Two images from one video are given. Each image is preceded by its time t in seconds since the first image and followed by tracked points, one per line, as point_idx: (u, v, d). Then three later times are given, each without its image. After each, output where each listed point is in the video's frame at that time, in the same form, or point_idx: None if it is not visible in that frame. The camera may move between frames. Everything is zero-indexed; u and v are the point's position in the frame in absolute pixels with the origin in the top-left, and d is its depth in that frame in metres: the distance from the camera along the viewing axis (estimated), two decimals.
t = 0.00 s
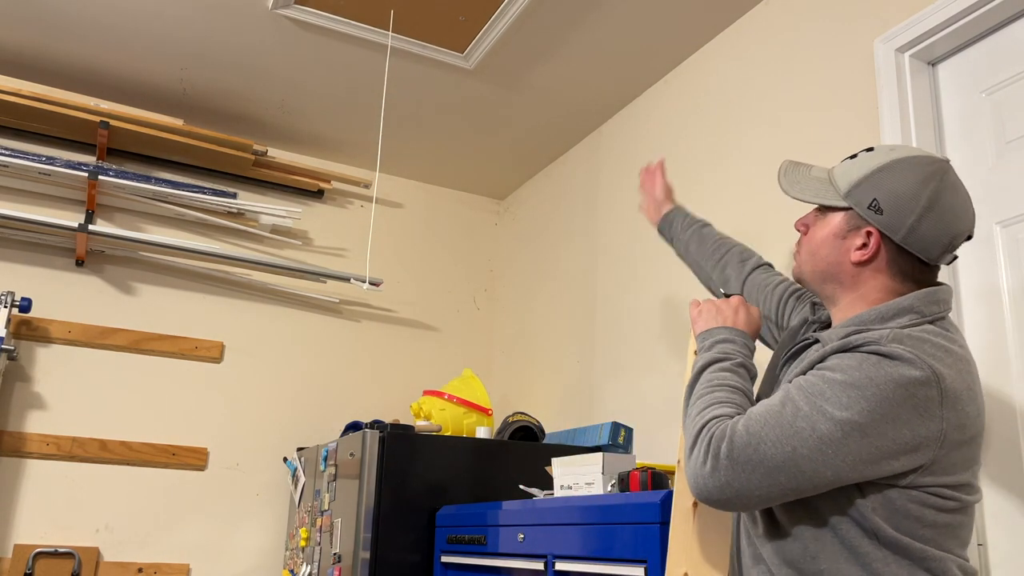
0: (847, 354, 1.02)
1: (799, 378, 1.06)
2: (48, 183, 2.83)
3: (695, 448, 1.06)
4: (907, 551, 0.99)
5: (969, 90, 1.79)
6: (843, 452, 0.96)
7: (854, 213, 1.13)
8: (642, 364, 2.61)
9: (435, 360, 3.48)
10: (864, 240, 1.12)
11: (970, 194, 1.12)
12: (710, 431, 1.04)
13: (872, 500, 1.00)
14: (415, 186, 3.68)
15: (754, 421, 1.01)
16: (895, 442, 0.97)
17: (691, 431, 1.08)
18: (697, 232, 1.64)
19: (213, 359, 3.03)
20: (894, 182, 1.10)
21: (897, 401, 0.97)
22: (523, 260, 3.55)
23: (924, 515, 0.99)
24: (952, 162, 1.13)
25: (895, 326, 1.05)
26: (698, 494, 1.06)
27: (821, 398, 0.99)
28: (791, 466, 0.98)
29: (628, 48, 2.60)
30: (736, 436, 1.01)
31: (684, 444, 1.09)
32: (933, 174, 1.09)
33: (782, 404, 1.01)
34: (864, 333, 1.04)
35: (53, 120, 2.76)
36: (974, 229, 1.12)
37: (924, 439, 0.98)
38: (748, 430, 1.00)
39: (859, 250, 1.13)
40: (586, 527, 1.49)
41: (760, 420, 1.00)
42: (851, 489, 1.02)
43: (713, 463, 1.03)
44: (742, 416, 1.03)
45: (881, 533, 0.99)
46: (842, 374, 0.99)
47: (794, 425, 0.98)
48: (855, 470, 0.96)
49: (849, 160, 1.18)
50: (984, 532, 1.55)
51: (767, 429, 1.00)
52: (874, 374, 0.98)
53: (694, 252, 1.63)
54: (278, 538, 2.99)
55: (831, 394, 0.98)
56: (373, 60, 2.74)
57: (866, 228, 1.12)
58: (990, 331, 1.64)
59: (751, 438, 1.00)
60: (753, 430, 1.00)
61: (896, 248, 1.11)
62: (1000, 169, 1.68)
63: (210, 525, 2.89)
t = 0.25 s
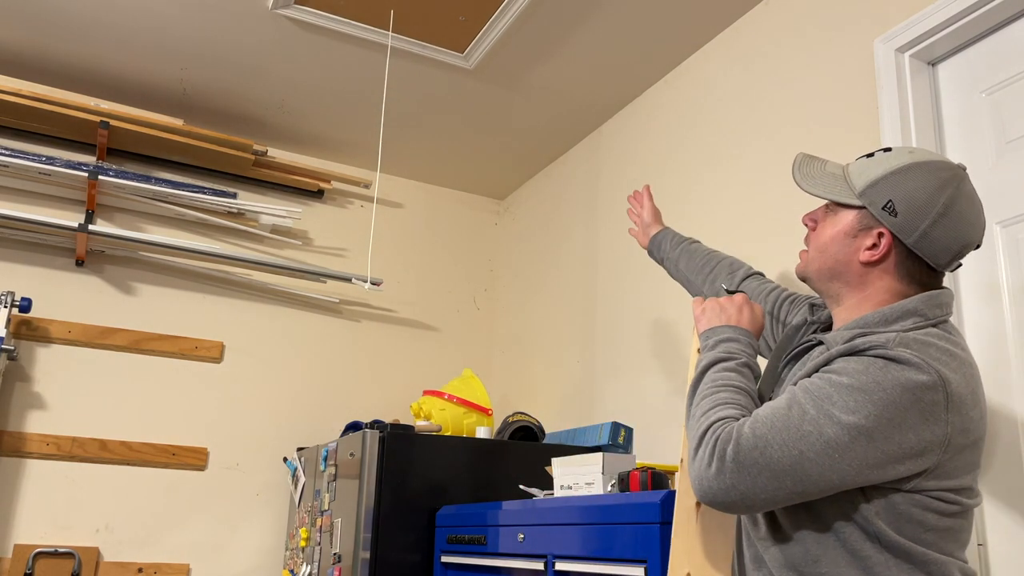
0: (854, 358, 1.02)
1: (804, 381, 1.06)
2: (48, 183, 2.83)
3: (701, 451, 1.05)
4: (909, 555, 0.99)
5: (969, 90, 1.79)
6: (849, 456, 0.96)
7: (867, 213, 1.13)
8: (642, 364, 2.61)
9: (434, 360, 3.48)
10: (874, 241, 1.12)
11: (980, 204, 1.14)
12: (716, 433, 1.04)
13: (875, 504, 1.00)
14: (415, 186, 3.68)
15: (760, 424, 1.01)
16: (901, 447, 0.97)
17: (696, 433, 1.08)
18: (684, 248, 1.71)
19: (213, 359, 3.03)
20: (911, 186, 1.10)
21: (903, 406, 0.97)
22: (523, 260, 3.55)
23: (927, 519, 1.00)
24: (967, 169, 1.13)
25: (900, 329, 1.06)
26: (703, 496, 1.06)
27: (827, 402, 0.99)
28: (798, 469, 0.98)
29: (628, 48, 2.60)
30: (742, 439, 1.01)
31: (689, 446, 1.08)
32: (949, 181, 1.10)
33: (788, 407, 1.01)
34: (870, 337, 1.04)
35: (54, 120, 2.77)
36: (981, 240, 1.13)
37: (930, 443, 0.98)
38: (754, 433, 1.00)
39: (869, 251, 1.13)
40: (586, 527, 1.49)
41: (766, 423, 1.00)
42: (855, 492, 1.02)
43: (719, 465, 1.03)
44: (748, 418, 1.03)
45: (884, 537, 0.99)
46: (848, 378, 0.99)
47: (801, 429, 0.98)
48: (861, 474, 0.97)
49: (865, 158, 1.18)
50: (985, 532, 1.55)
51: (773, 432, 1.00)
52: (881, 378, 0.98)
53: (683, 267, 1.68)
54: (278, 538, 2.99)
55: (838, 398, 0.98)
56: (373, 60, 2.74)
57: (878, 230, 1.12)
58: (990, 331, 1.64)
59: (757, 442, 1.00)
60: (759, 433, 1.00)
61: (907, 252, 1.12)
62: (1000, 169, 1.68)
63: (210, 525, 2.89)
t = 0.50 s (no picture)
0: (858, 353, 1.02)
1: (808, 377, 1.06)
2: (48, 183, 2.82)
3: (706, 450, 1.04)
4: (915, 549, 0.99)
5: (969, 90, 1.79)
6: (857, 451, 0.96)
7: (870, 216, 1.12)
8: (642, 363, 2.61)
9: (435, 360, 3.48)
10: (879, 243, 1.12)
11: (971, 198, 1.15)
12: (722, 431, 1.03)
13: (881, 498, 1.00)
14: (415, 186, 3.68)
15: (767, 421, 1.00)
16: (907, 440, 0.97)
17: (699, 432, 1.06)
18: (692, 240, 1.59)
19: (213, 359, 3.03)
20: (912, 188, 1.10)
21: (910, 400, 0.97)
22: (523, 260, 3.55)
23: (932, 514, 1.00)
24: (955, 165, 1.15)
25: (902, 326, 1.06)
26: (709, 496, 1.05)
27: (834, 397, 0.99)
28: (806, 465, 0.98)
29: (628, 48, 2.60)
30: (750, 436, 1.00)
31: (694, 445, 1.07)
32: (946, 180, 1.10)
33: (794, 404, 1.01)
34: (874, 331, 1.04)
35: (54, 120, 2.77)
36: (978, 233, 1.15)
37: (935, 437, 0.98)
38: (761, 429, 1.00)
39: (875, 254, 1.12)
40: (586, 527, 1.49)
41: (773, 420, 1.00)
42: (860, 487, 1.02)
43: (726, 464, 1.02)
44: (755, 416, 1.03)
45: (890, 531, 0.99)
46: (854, 374, 0.99)
47: (808, 425, 0.98)
48: (868, 469, 0.97)
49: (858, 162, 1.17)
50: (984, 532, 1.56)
51: (781, 428, 0.99)
52: (886, 372, 0.98)
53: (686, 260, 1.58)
54: (278, 538, 2.99)
55: (844, 393, 0.98)
56: (373, 60, 2.74)
57: (882, 233, 1.12)
58: (989, 330, 1.64)
59: (764, 438, 0.99)
60: (766, 430, 1.00)
61: (911, 252, 1.12)
62: (1000, 169, 1.68)
63: (210, 525, 2.89)
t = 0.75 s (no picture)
0: (863, 339, 1.03)
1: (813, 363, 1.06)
2: (48, 183, 2.83)
3: (703, 424, 1.01)
4: (922, 538, 0.98)
5: (969, 90, 1.79)
6: (862, 429, 0.96)
7: (878, 218, 1.12)
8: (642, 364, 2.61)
9: (435, 360, 3.48)
10: (889, 244, 1.11)
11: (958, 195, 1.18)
12: (722, 404, 1.01)
13: (886, 485, 0.99)
14: (415, 186, 3.68)
15: (772, 398, 0.99)
16: (911, 424, 0.97)
17: (690, 408, 1.03)
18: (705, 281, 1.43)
19: (213, 359, 3.03)
20: (916, 187, 1.10)
21: (914, 383, 0.97)
22: (524, 260, 3.55)
23: (938, 503, 0.99)
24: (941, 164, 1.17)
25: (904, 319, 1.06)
26: (706, 471, 1.02)
27: (839, 377, 0.98)
28: (810, 442, 0.96)
29: (629, 48, 2.60)
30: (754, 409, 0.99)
31: (684, 422, 1.04)
32: (943, 178, 1.12)
33: (799, 383, 1.00)
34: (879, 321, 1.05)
35: (54, 120, 2.77)
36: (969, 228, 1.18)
37: (939, 423, 0.99)
38: (765, 405, 0.99)
39: (886, 254, 1.11)
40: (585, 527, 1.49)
41: (778, 396, 0.99)
42: (865, 473, 1.01)
43: (725, 436, 0.99)
44: (758, 394, 1.02)
45: (897, 518, 0.98)
46: (860, 355, 1.00)
47: (813, 401, 0.97)
48: (873, 449, 0.96)
49: (855, 167, 1.17)
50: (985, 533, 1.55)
51: (785, 403, 0.98)
52: (890, 356, 0.99)
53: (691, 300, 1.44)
54: (278, 538, 2.99)
55: (850, 374, 0.98)
56: (373, 60, 2.74)
57: (892, 233, 1.11)
58: (989, 330, 1.64)
59: (768, 414, 0.98)
60: (771, 406, 0.99)
61: (919, 251, 1.12)
62: (1000, 169, 1.68)
63: (210, 525, 2.89)
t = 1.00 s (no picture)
0: (871, 335, 1.02)
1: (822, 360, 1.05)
2: (48, 183, 2.82)
3: (717, 424, 1.00)
4: (935, 533, 0.98)
5: (969, 90, 1.79)
6: (876, 424, 0.95)
7: (900, 221, 1.11)
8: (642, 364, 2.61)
9: (435, 360, 3.48)
10: (909, 247, 1.11)
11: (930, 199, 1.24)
12: (735, 403, 1.00)
13: (898, 480, 0.99)
14: (415, 186, 3.68)
15: (784, 394, 0.99)
16: (924, 418, 0.97)
17: (703, 408, 1.02)
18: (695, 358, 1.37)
19: (213, 359, 3.03)
20: (926, 190, 1.13)
21: (925, 376, 0.97)
22: (523, 260, 3.55)
23: (950, 498, 1.00)
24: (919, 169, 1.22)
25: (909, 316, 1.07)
26: (720, 471, 1.01)
27: (851, 373, 0.98)
28: (826, 439, 0.95)
29: (629, 48, 2.60)
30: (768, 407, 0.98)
31: (698, 422, 1.02)
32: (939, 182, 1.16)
33: (811, 379, 0.99)
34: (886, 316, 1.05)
35: (54, 120, 2.77)
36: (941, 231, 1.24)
37: (950, 416, 0.98)
38: (779, 402, 0.98)
39: (907, 257, 1.11)
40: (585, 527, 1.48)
41: (791, 393, 0.98)
42: (876, 469, 1.00)
43: (740, 436, 0.98)
44: (770, 392, 1.01)
45: (911, 513, 0.98)
46: (870, 350, 0.99)
47: (826, 397, 0.96)
48: (886, 443, 0.96)
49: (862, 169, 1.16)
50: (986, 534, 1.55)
51: (798, 399, 0.97)
52: (900, 350, 0.98)
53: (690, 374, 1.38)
54: (278, 538, 2.99)
55: (861, 368, 0.98)
56: (373, 60, 2.74)
57: (913, 236, 1.11)
58: (989, 330, 1.64)
59: (783, 411, 0.97)
60: (785, 402, 0.98)
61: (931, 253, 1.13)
62: (1000, 169, 1.68)
63: (210, 525, 2.89)
